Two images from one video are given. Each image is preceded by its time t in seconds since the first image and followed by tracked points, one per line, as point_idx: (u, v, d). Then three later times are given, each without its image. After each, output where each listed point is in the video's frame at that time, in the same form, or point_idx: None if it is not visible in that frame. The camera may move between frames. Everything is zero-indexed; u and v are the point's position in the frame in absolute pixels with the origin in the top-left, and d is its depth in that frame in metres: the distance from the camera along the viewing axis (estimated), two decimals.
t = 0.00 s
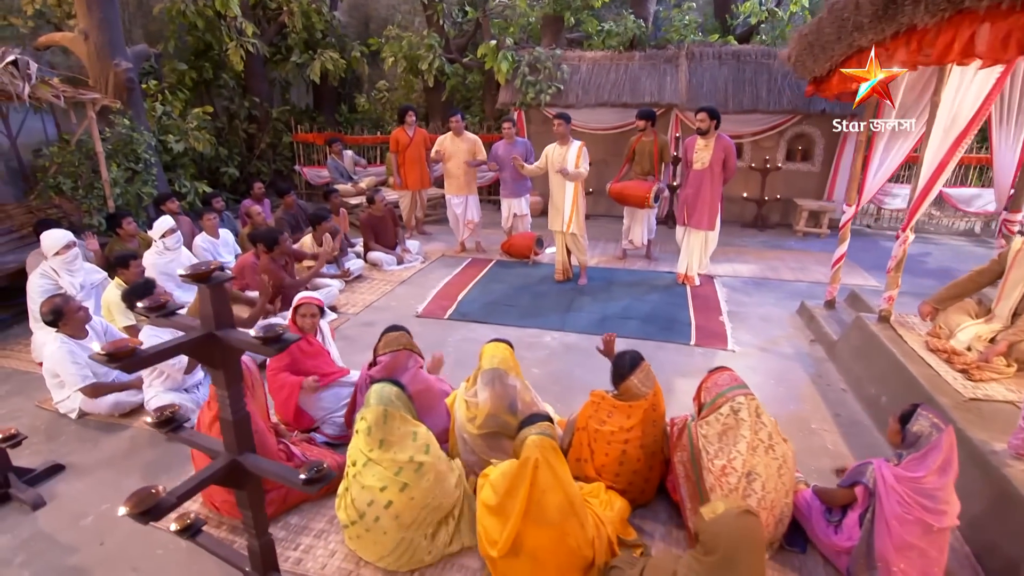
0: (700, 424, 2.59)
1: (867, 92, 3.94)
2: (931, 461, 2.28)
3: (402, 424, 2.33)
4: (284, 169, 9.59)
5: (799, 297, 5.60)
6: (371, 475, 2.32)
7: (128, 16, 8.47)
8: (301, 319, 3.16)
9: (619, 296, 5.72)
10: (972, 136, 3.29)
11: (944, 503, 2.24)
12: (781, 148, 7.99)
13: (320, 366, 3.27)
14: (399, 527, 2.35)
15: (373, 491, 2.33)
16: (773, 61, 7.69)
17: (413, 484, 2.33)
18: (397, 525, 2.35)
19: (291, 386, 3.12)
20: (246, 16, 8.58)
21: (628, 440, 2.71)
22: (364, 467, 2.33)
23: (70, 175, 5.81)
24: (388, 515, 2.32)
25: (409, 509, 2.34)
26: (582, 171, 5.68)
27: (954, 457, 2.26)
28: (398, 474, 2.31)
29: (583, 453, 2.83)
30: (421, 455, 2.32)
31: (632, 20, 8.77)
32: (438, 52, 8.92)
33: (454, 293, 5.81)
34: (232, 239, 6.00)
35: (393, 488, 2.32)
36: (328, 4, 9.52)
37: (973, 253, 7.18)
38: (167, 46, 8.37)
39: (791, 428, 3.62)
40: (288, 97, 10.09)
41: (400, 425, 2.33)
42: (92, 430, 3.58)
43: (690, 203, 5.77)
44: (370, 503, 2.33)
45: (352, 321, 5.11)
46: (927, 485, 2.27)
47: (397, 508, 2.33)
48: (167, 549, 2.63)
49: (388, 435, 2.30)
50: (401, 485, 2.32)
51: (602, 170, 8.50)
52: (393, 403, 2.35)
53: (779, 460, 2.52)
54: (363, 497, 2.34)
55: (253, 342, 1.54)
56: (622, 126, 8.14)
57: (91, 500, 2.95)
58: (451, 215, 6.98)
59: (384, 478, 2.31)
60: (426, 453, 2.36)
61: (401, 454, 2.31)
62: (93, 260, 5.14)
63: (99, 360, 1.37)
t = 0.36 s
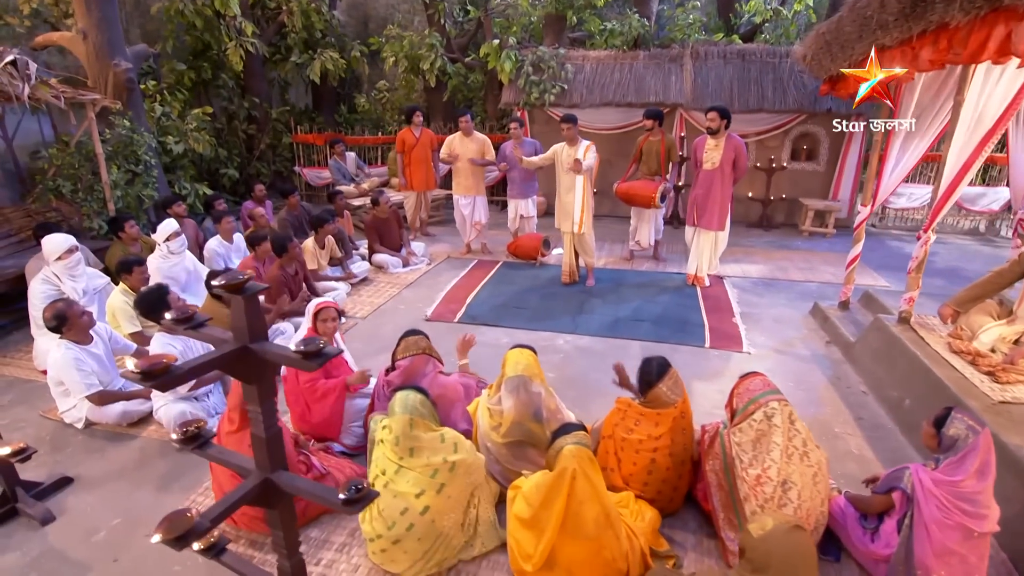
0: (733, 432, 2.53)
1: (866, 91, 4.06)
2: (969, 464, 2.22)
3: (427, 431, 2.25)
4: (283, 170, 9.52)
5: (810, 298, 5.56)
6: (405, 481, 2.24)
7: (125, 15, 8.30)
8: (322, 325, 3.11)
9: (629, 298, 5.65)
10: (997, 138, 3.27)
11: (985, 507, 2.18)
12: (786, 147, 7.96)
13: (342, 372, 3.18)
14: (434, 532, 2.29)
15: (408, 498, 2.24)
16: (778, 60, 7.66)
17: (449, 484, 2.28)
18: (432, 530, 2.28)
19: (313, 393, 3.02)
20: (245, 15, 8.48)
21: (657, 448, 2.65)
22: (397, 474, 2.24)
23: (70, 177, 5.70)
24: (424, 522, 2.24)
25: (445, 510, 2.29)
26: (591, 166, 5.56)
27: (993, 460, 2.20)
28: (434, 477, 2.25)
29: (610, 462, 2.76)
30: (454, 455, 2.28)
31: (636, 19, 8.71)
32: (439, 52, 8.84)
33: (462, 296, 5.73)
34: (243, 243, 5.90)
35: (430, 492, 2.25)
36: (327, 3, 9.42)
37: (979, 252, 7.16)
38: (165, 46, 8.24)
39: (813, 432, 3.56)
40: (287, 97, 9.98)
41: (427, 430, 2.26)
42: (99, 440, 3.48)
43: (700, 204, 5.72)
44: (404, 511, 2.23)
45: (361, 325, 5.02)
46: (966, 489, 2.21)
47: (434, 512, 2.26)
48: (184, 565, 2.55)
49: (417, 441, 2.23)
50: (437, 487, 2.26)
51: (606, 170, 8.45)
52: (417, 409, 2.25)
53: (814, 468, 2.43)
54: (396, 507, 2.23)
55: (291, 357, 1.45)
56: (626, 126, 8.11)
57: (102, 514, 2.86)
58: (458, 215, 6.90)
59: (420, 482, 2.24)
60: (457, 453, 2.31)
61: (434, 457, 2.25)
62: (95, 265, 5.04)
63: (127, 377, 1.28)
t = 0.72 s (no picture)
0: (768, 438, 2.48)
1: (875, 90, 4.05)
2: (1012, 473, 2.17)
3: (462, 438, 2.23)
4: (282, 172, 9.41)
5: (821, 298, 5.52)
6: (440, 488, 2.17)
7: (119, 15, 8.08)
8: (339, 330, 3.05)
9: (639, 299, 5.60)
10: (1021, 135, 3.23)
11: None
12: (790, 147, 7.94)
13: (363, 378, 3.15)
14: (468, 542, 2.22)
15: (442, 506, 2.16)
16: (782, 59, 7.62)
17: (484, 493, 2.22)
18: (465, 540, 2.21)
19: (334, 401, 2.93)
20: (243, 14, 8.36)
21: (687, 455, 2.59)
22: (432, 481, 2.17)
23: (68, 179, 5.58)
24: (459, 531, 2.17)
25: (479, 519, 2.23)
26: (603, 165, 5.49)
27: None
28: (471, 484, 2.19)
29: (638, 469, 2.71)
30: (489, 463, 2.23)
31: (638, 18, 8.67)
32: (440, 51, 8.74)
33: (470, 298, 5.65)
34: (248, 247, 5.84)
35: (466, 500, 2.19)
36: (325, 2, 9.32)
37: (985, 250, 7.15)
38: (162, 46, 8.12)
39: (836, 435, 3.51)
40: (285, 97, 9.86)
41: (462, 438, 2.24)
42: (106, 451, 3.38)
43: (709, 204, 5.66)
44: (439, 520, 2.15)
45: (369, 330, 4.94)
46: (1009, 498, 2.16)
47: (469, 521, 2.19)
48: None
49: (453, 449, 2.19)
50: (474, 495, 2.20)
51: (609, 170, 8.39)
52: (451, 417, 2.23)
53: (851, 475, 2.35)
54: (430, 516, 2.14)
55: (334, 371, 1.38)
56: (631, 126, 8.02)
57: (114, 529, 2.77)
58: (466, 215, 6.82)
59: (457, 490, 2.17)
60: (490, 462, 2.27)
61: (470, 465, 2.21)
62: (96, 269, 4.93)
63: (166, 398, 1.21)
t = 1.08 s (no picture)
0: (803, 444, 2.47)
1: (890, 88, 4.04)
2: None
3: (496, 450, 2.20)
4: (278, 173, 9.30)
5: (828, 298, 5.52)
6: (473, 502, 2.13)
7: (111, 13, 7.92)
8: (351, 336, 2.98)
9: (646, 301, 5.55)
10: None
11: None
12: (790, 147, 7.94)
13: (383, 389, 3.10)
14: (499, 557, 2.16)
15: (476, 521, 2.11)
16: (783, 59, 7.62)
17: (517, 508, 2.17)
18: (496, 556, 2.16)
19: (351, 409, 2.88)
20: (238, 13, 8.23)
21: (717, 461, 2.58)
22: (465, 494, 2.13)
23: (63, 182, 5.45)
24: (491, 546, 2.12)
25: (511, 534, 2.17)
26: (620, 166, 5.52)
27: None
28: (504, 499, 2.14)
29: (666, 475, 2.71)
30: (522, 478, 2.19)
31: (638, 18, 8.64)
32: (439, 51, 8.67)
33: (475, 301, 5.59)
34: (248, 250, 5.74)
35: (500, 515, 2.14)
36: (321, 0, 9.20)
37: (985, 249, 7.18)
38: (155, 45, 7.97)
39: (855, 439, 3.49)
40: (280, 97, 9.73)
41: (496, 450, 2.20)
42: (110, 463, 3.27)
43: (715, 205, 5.63)
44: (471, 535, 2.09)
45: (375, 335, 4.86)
46: None
47: (501, 536, 2.14)
48: None
49: (487, 462, 2.15)
50: (506, 510, 2.14)
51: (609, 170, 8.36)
52: (485, 426, 2.23)
53: (887, 482, 2.30)
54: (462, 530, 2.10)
55: (382, 388, 1.30)
56: (632, 126, 8.00)
57: (123, 545, 2.67)
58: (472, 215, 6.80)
59: (491, 504, 2.13)
60: (524, 477, 2.21)
61: (504, 479, 2.17)
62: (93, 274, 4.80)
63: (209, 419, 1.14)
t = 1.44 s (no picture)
0: (838, 448, 2.46)
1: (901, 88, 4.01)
2: None
3: (530, 462, 2.18)
4: (273, 174, 9.18)
5: (834, 299, 5.51)
6: (506, 517, 2.08)
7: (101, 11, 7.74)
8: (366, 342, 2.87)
9: (653, 303, 5.51)
10: None
11: None
12: (790, 147, 7.94)
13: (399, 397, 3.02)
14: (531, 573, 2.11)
15: (509, 536, 2.06)
16: (783, 59, 7.61)
17: (550, 523, 2.12)
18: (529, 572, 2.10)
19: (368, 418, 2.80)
20: (233, 11, 8.09)
21: (746, 470, 2.53)
22: (497, 508, 2.10)
23: (56, 184, 5.31)
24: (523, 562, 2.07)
25: (544, 550, 2.12)
26: (632, 173, 5.50)
27: None
28: (537, 514, 2.10)
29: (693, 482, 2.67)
30: (556, 493, 2.13)
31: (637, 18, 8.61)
32: (437, 50, 8.60)
33: (481, 304, 5.52)
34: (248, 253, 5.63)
35: (532, 530, 2.09)
36: None
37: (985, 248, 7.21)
38: (147, 44, 7.81)
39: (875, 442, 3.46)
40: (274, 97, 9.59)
41: (530, 463, 2.18)
42: (114, 475, 3.16)
43: (722, 205, 5.60)
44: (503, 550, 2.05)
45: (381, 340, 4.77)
46: None
47: (534, 552, 2.09)
48: None
49: (522, 475, 2.12)
50: (540, 526, 2.09)
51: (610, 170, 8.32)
52: (517, 437, 2.22)
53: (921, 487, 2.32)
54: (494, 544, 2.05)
55: (439, 407, 1.23)
56: (633, 126, 7.97)
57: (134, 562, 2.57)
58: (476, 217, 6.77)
59: (524, 520, 2.07)
60: (558, 491, 2.17)
61: (538, 493, 2.12)
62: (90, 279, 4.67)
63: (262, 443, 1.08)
